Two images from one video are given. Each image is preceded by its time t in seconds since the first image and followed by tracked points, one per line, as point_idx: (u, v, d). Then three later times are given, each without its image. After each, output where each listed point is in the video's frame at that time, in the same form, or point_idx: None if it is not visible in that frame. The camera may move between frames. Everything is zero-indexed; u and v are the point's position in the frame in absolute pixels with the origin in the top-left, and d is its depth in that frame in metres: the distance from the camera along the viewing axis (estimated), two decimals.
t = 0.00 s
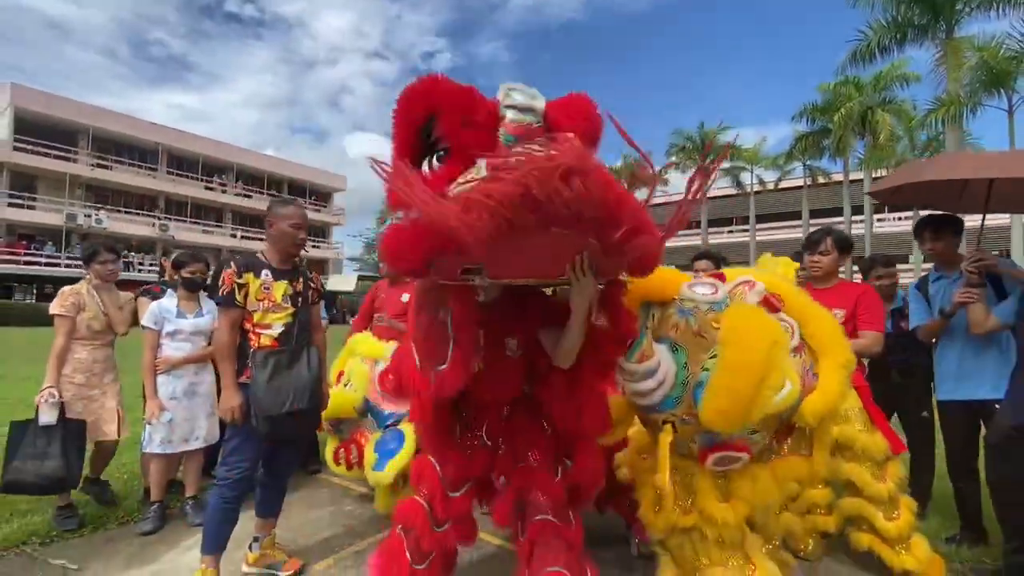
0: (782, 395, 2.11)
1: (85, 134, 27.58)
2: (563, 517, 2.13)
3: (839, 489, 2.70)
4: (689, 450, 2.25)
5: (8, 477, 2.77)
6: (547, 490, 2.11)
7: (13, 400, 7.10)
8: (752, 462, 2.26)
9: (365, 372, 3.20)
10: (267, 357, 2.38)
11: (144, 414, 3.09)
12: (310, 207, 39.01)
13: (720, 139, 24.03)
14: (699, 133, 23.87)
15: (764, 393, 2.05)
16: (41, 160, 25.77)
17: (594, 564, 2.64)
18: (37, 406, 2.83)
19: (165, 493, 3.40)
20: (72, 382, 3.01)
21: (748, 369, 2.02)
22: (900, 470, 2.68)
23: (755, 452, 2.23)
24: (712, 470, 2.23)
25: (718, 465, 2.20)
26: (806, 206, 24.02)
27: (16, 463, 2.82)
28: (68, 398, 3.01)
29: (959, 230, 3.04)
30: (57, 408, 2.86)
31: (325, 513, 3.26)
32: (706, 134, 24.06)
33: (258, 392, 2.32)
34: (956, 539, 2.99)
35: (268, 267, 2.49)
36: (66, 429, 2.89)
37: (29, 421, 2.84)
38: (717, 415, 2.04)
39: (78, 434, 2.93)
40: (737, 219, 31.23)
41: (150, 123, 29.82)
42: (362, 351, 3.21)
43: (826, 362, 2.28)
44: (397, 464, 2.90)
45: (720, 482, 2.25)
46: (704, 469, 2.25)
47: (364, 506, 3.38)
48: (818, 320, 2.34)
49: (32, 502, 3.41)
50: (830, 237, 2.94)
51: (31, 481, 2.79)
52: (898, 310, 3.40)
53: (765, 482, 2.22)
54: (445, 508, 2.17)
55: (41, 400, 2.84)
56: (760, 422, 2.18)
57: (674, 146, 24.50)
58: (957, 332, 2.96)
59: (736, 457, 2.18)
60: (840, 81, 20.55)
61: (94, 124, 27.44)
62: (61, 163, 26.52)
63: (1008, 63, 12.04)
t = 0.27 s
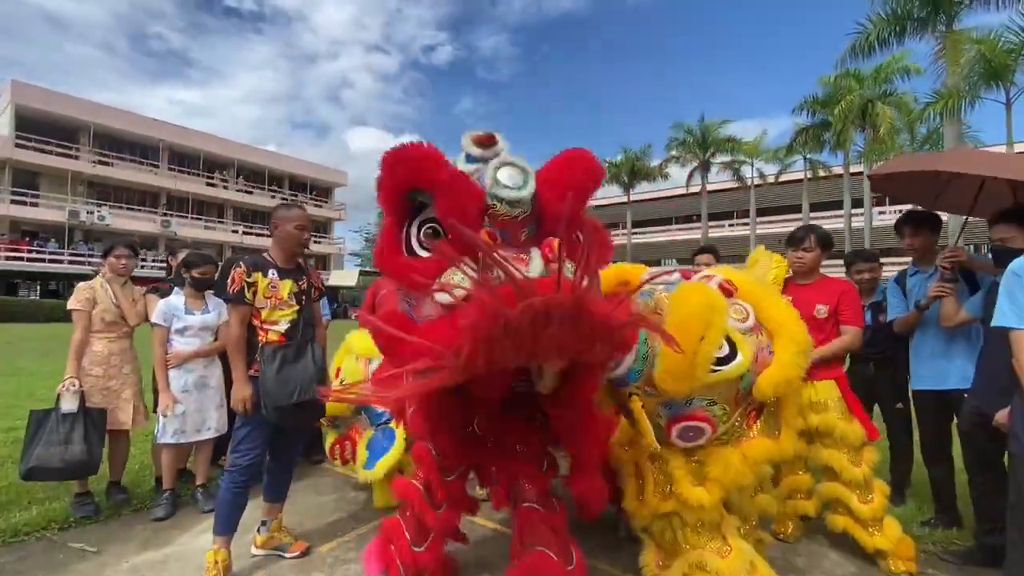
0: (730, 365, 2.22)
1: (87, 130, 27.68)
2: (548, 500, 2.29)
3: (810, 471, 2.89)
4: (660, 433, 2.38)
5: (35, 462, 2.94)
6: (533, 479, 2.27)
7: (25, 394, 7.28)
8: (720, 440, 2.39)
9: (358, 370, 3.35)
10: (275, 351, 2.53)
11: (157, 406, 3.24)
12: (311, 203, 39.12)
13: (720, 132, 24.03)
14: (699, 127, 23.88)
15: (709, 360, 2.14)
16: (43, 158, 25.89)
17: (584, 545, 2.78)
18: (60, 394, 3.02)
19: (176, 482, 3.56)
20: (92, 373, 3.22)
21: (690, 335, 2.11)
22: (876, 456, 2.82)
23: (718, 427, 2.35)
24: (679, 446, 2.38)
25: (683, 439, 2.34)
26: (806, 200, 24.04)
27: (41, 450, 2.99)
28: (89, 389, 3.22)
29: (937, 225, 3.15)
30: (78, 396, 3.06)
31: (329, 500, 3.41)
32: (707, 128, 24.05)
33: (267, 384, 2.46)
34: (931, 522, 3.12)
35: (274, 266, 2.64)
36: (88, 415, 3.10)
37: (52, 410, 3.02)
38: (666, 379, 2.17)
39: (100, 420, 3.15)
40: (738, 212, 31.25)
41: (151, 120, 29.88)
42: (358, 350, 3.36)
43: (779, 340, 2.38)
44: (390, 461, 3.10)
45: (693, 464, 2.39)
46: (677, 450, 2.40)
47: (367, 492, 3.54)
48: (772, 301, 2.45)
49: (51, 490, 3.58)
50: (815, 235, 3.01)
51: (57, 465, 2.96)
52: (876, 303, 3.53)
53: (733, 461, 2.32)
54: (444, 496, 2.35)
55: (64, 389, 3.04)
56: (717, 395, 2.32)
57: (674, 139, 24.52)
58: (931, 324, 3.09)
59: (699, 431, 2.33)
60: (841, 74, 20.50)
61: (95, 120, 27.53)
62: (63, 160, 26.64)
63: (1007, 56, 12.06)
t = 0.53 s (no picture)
0: (683, 341, 2.40)
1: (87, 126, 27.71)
2: (538, 480, 2.43)
3: (792, 453, 3.02)
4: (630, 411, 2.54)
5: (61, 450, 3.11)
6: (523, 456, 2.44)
7: (34, 387, 7.42)
8: (688, 416, 2.51)
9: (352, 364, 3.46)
10: (281, 343, 2.67)
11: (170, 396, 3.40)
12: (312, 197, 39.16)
13: (719, 125, 24.01)
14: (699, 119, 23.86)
15: (658, 336, 2.35)
16: (44, 154, 25.95)
17: (576, 525, 2.94)
18: (82, 387, 3.19)
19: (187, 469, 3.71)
20: (109, 365, 3.39)
21: (639, 315, 2.33)
22: (854, 440, 2.95)
23: (682, 403, 2.47)
24: (649, 423, 2.51)
25: (650, 417, 2.48)
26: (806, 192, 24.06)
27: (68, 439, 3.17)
28: (106, 380, 3.38)
29: (918, 220, 3.26)
30: (99, 388, 3.22)
31: (334, 486, 3.57)
32: (707, 120, 24.01)
33: (274, 374, 2.60)
34: (908, 504, 3.27)
35: (280, 262, 2.78)
36: (109, 407, 3.27)
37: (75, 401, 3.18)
38: (623, 357, 2.38)
39: (120, 412, 3.32)
40: (738, 204, 31.27)
41: (151, 115, 29.88)
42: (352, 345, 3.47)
43: (732, 318, 2.49)
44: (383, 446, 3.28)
45: (664, 441, 2.52)
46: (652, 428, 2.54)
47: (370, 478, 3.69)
48: (727, 284, 2.57)
49: (68, 477, 3.74)
50: (798, 229, 3.12)
51: (82, 452, 3.14)
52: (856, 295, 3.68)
53: (696, 434, 2.44)
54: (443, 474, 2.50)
55: (87, 381, 3.22)
56: (676, 371, 2.46)
57: (674, 132, 24.52)
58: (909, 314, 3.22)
59: (664, 408, 2.46)
60: (841, 65, 20.42)
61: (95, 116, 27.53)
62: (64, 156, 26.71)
63: (1004, 48, 12.09)
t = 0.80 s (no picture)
0: (673, 330, 2.51)
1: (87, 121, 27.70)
2: (533, 467, 2.53)
3: (781, 440, 3.12)
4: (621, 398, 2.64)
5: (82, 438, 3.30)
6: (517, 443, 2.53)
7: (40, 381, 7.52)
8: (676, 403, 2.61)
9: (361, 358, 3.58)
10: (285, 336, 2.76)
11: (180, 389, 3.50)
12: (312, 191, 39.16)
13: (720, 117, 23.98)
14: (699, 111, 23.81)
15: (649, 322, 2.47)
16: (45, 149, 25.97)
17: (573, 510, 3.05)
18: (98, 380, 3.34)
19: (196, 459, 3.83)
20: (121, 359, 3.49)
21: (632, 301, 2.45)
22: (842, 429, 3.05)
23: (670, 389, 2.58)
24: (639, 409, 2.61)
25: (639, 402, 2.57)
26: (805, 184, 24.07)
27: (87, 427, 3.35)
28: (118, 373, 3.49)
29: (906, 215, 3.35)
30: (113, 381, 3.38)
31: (339, 475, 3.68)
32: (707, 112, 23.95)
33: (279, 365, 2.71)
34: (895, 490, 3.38)
35: (285, 259, 2.87)
36: (125, 398, 3.46)
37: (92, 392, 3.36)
38: (617, 341, 2.49)
39: (134, 403, 3.50)
40: (738, 197, 31.27)
41: (150, 109, 29.83)
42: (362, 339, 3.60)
43: (721, 310, 2.58)
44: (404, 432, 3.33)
45: (654, 429, 2.62)
46: (641, 416, 2.64)
47: (374, 467, 3.81)
48: (718, 279, 2.64)
49: (81, 467, 3.85)
50: (785, 226, 3.21)
51: (102, 440, 3.34)
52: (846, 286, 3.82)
53: (684, 419, 2.54)
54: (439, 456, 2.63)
55: (100, 375, 3.35)
56: (665, 358, 2.58)
57: (675, 124, 24.48)
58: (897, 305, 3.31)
59: (652, 393, 2.55)
60: (842, 56, 20.33)
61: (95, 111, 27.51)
62: (64, 151, 26.72)
63: (1003, 40, 12.11)
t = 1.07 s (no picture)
0: (676, 322, 2.60)
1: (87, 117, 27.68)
2: (535, 457, 2.62)
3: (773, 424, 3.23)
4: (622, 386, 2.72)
5: (91, 432, 3.38)
6: (517, 437, 2.60)
7: (46, 376, 7.60)
8: (675, 393, 2.70)
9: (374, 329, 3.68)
10: (292, 330, 2.85)
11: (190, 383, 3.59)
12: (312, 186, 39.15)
13: (720, 110, 23.95)
14: (699, 104, 23.79)
15: (654, 312, 2.55)
16: (45, 145, 25.97)
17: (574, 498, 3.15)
18: (108, 375, 3.43)
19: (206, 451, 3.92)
20: (132, 354, 3.58)
21: (638, 293, 2.54)
22: (835, 419, 3.14)
23: (670, 379, 2.66)
24: (639, 398, 2.68)
25: (640, 390, 2.64)
26: (806, 177, 24.09)
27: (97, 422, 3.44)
28: (129, 368, 3.57)
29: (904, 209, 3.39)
30: (123, 376, 3.47)
31: (346, 465, 3.78)
32: (707, 105, 23.89)
33: (286, 360, 2.79)
34: (888, 478, 3.47)
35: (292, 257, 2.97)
36: (133, 392, 3.55)
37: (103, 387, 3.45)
38: (622, 329, 2.56)
39: (142, 397, 3.59)
40: (738, 190, 31.28)
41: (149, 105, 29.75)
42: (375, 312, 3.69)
43: (722, 306, 2.68)
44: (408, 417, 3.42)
45: (653, 417, 2.70)
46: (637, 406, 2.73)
47: (380, 458, 3.91)
48: (719, 277, 2.74)
49: (94, 459, 3.94)
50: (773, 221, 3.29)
51: (112, 434, 3.42)
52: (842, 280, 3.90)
53: (682, 408, 2.62)
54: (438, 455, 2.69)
55: (110, 370, 3.44)
56: (667, 348, 2.67)
57: (675, 118, 24.46)
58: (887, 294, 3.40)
59: (653, 381, 2.62)
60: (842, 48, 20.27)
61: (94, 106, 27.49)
62: (64, 147, 26.70)
63: (1003, 33, 12.14)
